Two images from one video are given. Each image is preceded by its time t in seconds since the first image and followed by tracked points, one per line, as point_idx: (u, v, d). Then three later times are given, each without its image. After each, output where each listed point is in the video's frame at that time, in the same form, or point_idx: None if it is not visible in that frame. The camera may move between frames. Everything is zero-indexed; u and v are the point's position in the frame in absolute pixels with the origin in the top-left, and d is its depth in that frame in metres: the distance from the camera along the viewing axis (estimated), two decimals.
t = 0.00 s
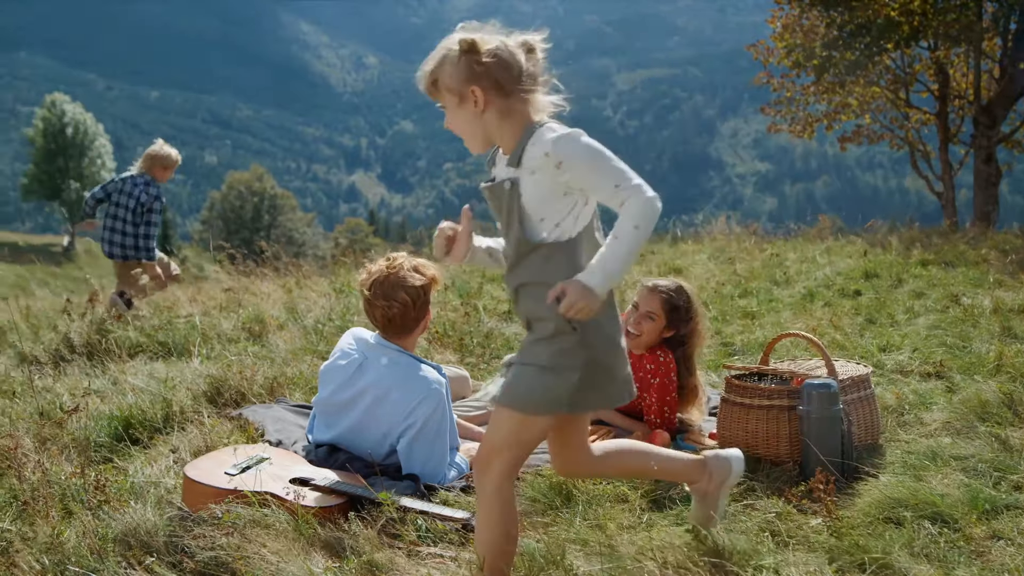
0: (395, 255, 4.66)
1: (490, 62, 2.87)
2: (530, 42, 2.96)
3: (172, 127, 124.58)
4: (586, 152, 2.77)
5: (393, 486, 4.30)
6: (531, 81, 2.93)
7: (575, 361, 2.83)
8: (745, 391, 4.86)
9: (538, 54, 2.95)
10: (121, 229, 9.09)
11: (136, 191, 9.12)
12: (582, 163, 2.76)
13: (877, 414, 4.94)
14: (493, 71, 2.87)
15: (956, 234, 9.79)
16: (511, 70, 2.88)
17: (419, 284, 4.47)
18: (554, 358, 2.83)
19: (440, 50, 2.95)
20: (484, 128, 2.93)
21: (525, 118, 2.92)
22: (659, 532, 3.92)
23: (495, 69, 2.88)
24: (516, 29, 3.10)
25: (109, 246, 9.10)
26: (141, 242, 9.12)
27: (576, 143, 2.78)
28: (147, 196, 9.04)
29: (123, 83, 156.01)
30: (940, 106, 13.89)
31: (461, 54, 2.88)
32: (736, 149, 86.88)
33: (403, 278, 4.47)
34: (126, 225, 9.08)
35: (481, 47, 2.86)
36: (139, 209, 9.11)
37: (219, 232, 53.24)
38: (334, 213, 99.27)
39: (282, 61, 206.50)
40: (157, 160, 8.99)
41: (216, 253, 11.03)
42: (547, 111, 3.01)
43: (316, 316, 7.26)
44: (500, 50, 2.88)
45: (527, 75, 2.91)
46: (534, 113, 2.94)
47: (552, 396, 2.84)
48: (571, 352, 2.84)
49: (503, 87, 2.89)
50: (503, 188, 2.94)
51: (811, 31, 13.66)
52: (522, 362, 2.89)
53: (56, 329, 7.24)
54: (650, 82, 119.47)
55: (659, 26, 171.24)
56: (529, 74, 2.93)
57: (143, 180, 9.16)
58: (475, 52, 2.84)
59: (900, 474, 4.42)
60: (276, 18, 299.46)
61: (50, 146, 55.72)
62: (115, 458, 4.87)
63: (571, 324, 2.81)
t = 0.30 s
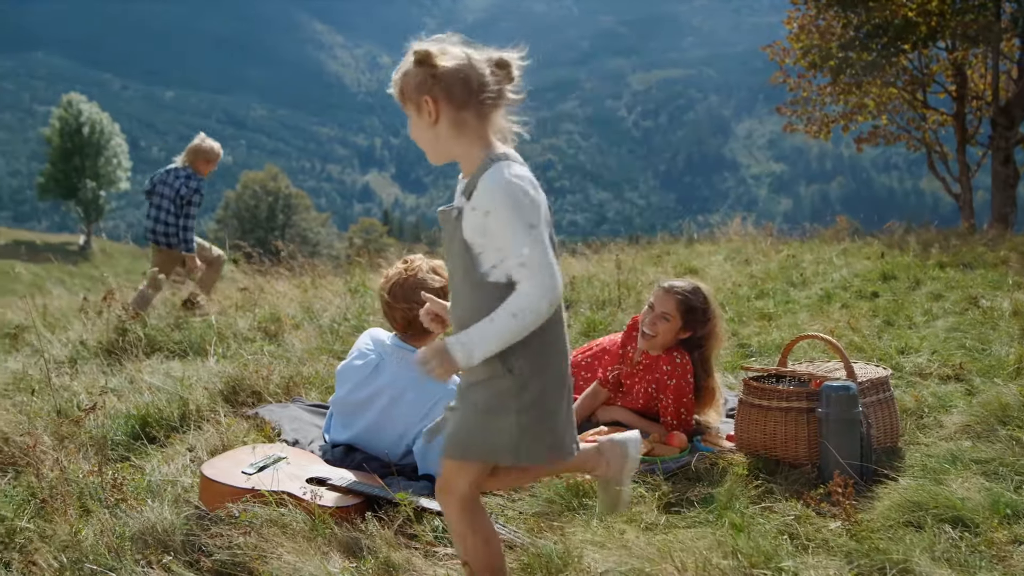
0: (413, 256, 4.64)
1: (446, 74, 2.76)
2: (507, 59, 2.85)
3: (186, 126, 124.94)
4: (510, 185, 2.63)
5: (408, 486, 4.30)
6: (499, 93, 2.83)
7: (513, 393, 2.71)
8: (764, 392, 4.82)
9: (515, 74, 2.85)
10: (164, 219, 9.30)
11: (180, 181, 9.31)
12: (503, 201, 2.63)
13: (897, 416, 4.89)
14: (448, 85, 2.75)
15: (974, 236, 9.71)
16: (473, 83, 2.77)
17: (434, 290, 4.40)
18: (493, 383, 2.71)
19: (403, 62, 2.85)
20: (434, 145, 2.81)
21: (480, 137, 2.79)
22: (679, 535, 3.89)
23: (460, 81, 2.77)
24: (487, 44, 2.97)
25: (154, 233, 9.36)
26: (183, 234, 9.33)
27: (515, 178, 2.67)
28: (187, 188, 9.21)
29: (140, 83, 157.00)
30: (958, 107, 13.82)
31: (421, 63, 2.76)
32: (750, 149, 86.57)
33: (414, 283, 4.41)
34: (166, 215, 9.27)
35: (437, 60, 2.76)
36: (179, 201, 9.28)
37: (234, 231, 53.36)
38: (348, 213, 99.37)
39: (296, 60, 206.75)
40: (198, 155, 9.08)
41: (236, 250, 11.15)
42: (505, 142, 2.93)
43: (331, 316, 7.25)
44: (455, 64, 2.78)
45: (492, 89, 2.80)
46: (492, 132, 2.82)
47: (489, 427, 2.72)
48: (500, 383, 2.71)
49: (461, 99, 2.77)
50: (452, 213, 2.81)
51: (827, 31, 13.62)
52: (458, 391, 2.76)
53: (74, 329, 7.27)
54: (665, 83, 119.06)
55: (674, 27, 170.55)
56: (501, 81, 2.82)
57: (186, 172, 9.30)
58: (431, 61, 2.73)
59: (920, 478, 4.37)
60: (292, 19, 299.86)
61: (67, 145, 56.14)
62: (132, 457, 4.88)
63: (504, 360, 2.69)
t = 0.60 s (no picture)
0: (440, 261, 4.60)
1: (386, 72, 2.87)
2: (458, 62, 2.98)
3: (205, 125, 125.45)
4: (425, 178, 2.77)
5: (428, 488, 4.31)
6: (448, 90, 2.96)
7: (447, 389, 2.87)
8: (788, 395, 4.76)
9: (469, 77, 2.98)
10: (215, 213, 9.46)
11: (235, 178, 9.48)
12: (405, 191, 2.77)
13: (920, 419, 4.84)
14: (388, 85, 2.88)
15: (999, 238, 9.59)
16: (416, 81, 2.88)
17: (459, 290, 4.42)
18: (432, 379, 2.89)
19: (354, 59, 2.99)
20: (381, 141, 2.96)
21: (426, 134, 2.92)
22: (701, 537, 3.85)
23: (402, 77, 2.88)
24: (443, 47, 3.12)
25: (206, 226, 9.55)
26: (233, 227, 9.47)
27: (433, 162, 2.82)
28: (238, 181, 9.34)
29: (159, 83, 157.66)
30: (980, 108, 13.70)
31: (361, 64, 2.91)
32: (769, 150, 85.94)
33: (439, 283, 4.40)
34: (217, 210, 9.43)
35: (375, 59, 2.88)
36: (230, 194, 9.41)
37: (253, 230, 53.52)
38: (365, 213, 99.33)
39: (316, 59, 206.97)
40: (247, 150, 9.19)
41: (260, 247, 11.24)
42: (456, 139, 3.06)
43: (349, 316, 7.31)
44: (395, 61, 2.89)
45: (438, 86, 2.92)
46: (438, 132, 2.97)
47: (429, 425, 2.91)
48: (438, 382, 2.88)
49: (405, 98, 2.88)
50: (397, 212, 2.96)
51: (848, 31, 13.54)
52: (404, 386, 2.97)
53: (96, 325, 7.33)
54: (684, 83, 118.40)
55: (694, 26, 169.39)
56: (449, 78, 2.95)
57: (238, 170, 9.44)
58: (370, 62, 2.84)
59: (946, 483, 4.32)
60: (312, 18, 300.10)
61: (87, 144, 56.66)
62: (152, 454, 4.89)
63: (437, 355, 2.85)
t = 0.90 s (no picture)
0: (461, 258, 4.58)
1: (342, 58, 2.81)
2: (422, 42, 2.91)
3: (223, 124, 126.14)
4: (356, 157, 2.74)
5: (447, 487, 4.30)
6: (405, 80, 2.90)
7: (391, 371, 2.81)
8: (807, 397, 4.73)
9: (430, 61, 2.90)
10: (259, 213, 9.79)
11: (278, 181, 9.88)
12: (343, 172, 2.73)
13: (942, 423, 4.79)
14: (346, 76, 2.82)
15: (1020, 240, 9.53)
16: (372, 67, 2.82)
17: (480, 289, 4.37)
18: (375, 361, 2.84)
19: (310, 45, 2.92)
20: (339, 132, 2.91)
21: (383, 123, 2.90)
22: (722, 540, 3.82)
23: (356, 63, 2.81)
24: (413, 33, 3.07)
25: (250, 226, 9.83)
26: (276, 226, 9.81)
27: (377, 147, 2.80)
28: (282, 186, 9.78)
29: (179, 82, 158.63)
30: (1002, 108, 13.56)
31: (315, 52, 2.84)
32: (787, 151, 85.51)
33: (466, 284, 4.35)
34: (264, 212, 9.80)
35: (325, 46, 2.83)
36: (276, 198, 9.83)
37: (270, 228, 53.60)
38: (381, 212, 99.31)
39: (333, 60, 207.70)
40: (289, 154, 9.57)
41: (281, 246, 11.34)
42: (417, 129, 3.00)
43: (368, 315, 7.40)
44: (350, 46, 2.83)
45: (392, 75, 2.86)
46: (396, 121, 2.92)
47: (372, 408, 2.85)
48: (381, 363, 2.83)
49: (360, 87, 2.84)
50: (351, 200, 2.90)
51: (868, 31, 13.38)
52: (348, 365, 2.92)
53: (116, 323, 7.38)
54: (702, 84, 118.08)
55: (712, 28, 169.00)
56: (406, 65, 2.88)
57: (280, 172, 9.84)
58: (322, 51, 2.78)
59: (968, 486, 4.27)
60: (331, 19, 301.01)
61: (107, 143, 57.09)
62: (172, 453, 4.91)
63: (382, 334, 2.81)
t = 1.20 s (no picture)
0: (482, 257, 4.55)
1: (303, 64, 2.96)
2: (376, 60, 3.08)
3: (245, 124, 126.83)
4: (312, 160, 2.88)
5: (470, 486, 4.29)
6: (361, 89, 3.06)
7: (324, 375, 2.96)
8: (833, 401, 4.69)
9: (390, 73, 3.09)
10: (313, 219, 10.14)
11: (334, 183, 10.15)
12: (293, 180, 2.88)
13: (969, 428, 4.72)
14: (305, 82, 2.97)
15: None
16: (336, 77, 2.99)
17: (501, 295, 4.31)
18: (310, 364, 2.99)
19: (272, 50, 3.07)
20: (295, 138, 3.05)
21: (339, 130, 3.05)
22: (748, 544, 3.78)
23: (319, 70, 2.99)
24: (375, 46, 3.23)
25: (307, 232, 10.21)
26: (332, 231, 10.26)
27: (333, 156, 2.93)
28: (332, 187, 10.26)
29: (202, 82, 159.68)
30: None
31: (276, 58, 2.98)
32: (809, 153, 85.19)
33: (482, 285, 4.31)
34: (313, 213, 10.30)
35: (292, 52, 2.96)
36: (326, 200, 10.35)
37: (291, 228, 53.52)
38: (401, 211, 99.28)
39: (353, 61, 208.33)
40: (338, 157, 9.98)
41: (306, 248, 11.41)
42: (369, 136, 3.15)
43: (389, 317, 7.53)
44: (309, 52, 2.99)
45: (350, 87, 3.03)
46: (355, 129, 3.09)
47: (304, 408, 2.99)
48: (313, 365, 2.97)
49: (318, 97, 3.00)
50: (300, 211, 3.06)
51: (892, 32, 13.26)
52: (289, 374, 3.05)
53: (141, 321, 7.43)
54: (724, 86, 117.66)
55: (734, 29, 168.44)
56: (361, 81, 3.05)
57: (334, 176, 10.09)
58: (284, 54, 2.93)
59: (998, 493, 4.20)
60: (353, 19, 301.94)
61: (130, 142, 57.48)
62: (196, 452, 4.93)
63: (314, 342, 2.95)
